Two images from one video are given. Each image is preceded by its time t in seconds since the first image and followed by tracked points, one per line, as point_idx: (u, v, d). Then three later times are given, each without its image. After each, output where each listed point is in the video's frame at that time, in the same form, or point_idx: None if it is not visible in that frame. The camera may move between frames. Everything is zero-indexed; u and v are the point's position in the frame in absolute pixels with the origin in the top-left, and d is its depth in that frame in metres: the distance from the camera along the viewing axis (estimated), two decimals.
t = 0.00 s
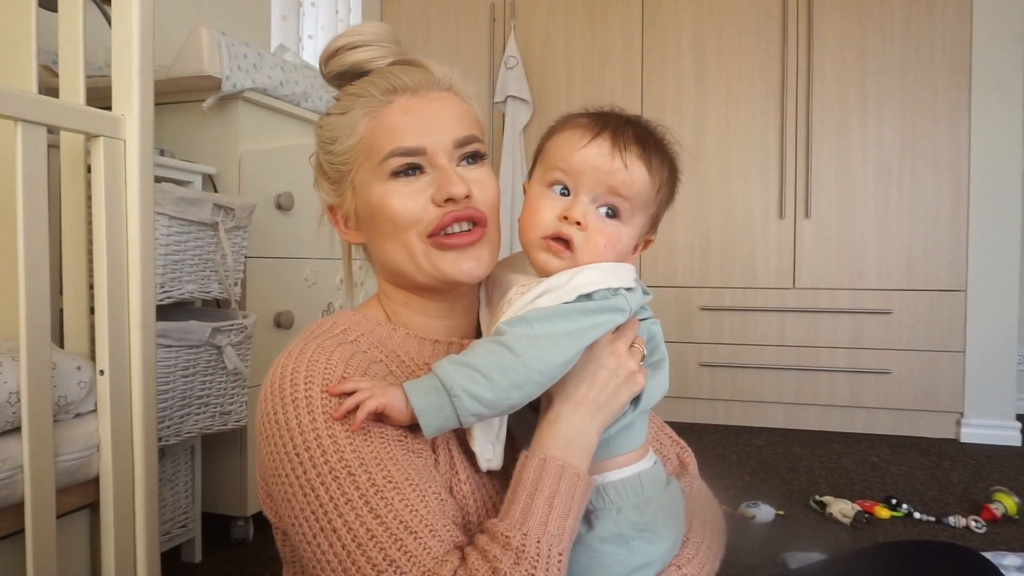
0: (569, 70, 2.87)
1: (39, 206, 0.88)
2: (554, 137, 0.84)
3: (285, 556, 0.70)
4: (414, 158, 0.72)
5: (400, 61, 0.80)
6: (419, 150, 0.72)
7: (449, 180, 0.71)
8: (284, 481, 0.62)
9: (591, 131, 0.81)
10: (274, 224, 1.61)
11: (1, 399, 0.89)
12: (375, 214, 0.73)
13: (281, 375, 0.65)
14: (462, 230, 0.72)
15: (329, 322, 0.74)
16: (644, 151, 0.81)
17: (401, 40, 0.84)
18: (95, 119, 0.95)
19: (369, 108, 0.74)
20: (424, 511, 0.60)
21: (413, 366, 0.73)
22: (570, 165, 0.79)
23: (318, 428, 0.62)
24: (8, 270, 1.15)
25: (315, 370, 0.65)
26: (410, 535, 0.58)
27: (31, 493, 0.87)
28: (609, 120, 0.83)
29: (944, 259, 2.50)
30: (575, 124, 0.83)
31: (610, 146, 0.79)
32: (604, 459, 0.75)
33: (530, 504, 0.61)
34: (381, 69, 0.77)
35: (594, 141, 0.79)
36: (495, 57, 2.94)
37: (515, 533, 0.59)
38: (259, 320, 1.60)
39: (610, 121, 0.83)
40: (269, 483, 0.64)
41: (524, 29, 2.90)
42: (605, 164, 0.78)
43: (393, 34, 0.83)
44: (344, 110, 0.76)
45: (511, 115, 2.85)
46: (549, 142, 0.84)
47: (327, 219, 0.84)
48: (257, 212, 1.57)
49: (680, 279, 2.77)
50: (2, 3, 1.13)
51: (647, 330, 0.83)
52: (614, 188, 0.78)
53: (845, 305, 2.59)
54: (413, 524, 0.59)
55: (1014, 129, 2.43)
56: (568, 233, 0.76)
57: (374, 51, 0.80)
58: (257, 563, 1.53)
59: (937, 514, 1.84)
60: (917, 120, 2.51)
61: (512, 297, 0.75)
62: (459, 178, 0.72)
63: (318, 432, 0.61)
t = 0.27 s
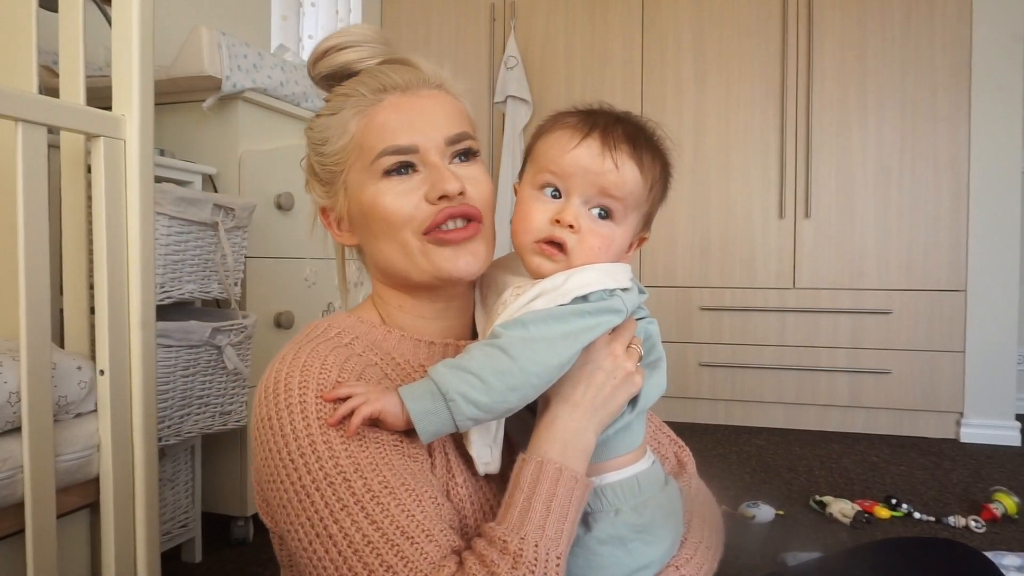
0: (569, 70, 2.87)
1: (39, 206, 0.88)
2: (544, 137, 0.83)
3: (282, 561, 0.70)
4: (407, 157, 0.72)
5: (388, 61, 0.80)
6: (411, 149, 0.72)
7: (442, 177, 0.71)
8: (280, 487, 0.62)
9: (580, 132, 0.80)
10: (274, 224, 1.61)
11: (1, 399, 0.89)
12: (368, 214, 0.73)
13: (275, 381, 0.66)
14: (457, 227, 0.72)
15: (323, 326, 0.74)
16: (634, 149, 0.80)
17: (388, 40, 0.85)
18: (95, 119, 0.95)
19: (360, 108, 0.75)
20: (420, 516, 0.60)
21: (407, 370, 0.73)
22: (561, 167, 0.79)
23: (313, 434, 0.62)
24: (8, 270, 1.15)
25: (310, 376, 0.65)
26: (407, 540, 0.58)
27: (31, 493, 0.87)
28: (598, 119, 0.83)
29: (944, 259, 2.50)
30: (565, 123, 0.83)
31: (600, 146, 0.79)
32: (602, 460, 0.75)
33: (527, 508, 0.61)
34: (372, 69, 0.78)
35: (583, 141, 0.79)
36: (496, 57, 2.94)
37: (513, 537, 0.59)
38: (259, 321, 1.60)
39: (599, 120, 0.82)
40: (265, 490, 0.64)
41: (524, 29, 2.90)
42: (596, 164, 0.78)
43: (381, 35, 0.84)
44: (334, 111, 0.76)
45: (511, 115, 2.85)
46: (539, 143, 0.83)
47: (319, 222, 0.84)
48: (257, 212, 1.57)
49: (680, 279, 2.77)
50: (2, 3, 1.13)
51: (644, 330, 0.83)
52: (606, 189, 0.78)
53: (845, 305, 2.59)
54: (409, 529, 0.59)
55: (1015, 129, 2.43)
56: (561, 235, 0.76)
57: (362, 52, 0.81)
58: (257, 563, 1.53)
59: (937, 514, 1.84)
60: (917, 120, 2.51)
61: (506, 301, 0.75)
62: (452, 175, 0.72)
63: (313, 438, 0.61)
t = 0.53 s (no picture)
0: (568, 69, 2.87)
1: (40, 206, 0.88)
2: (543, 136, 0.83)
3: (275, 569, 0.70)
4: (400, 154, 0.73)
5: (376, 57, 0.81)
6: (404, 145, 0.73)
7: (437, 174, 0.72)
8: (277, 500, 0.62)
9: (580, 131, 0.80)
10: (274, 223, 1.62)
11: (3, 399, 0.89)
12: (361, 212, 0.73)
13: (269, 392, 0.65)
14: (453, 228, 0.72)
15: (316, 332, 0.74)
16: (635, 149, 0.81)
17: (376, 36, 0.85)
18: (96, 120, 0.95)
19: (351, 104, 0.75)
20: (421, 527, 0.60)
21: (404, 378, 0.73)
22: (561, 167, 0.78)
23: (310, 446, 0.62)
24: (9, 270, 1.15)
25: (305, 386, 0.64)
26: (409, 552, 0.59)
27: (32, 493, 0.87)
28: (598, 117, 0.83)
29: (944, 259, 2.51)
30: (565, 122, 0.83)
31: (601, 146, 0.79)
32: (602, 464, 0.75)
33: (529, 516, 0.62)
34: (361, 65, 0.79)
35: (584, 141, 0.79)
36: (496, 57, 2.95)
37: (517, 546, 0.60)
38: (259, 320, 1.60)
39: (599, 119, 0.82)
40: (261, 501, 0.64)
41: (524, 28, 2.90)
42: (597, 164, 0.78)
43: (369, 31, 0.84)
44: (324, 108, 0.77)
45: (511, 115, 2.85)
46: (538, 141, 0.83)
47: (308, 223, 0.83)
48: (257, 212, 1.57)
49: (680, 279, 2.77)
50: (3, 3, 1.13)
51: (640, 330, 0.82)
52: (606, 190, 0.78)
53: (845, 305, 2.60)
54: (410, 541, 0.59)
55: (1014, 129, 2.43)
56: (560, 237, 0.76)
57: (351, 48, 0.81)
58: (258, 563, 1.53)
59: (936, 513, 1.84)
60: (916, 120, 2.51)
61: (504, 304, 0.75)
62: (447, 172, 0.73)
63: (311, 451, 0.61)
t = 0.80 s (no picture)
0: (568, 69, 2.87)
1: (39, 207, 0.88)
2: (532, 135, 0.82)
3: None
4: (387, 157, 0.72)
5: (357, 54, 0.80)
6: (390, 148, 0.72)
7: (426, 177, 0.71)
8: (267, 517, 0.62)
9: (570, 130, 0.80)
10: (273, 223, 1.62)
11: (1, 399, 0.90)
12: (349, 217, 0.72)
13: (256, 408, 0.65)
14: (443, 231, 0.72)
15: (303, 342, 0.73)
16: (627, 147, 0.81)
17: (354, 32, 0.84)
18: (96, 120, 0.95)
19: (334, 106, 0.74)
20: (413, 541, 0.61)
21: (395, 385, 0.73)
22: (553, 168, 0.78)
23: (299, 463, 0.62)
24: (8, 271, 1.15)
25: (292, 402, 0.64)
26: (401, 567, 0.59)
27: (31, 494, 0.87)
28: (588, 116, 0.82)
29: (945, 259, 2.50)
30: (554, 121, 0.82)
31: (593, 145, 0.79)
32: (599, 469, 0.75)
33: (525, 527, 0.62)
34: (343, 64, 0.78)
35: (575, 140, 0.79)
36: (496, 57, 2.95)
37: (512, 558, 0.60)
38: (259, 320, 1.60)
39: (589, 117, 0.82)
40: (252, 518, 0.64)
41: (524, 29, 2.90)
42: (589, 164, 0.78)
43: (347, 27, 0.84)
44: (307, 110, 0.76)
45: (511, 115, 2.85)
46: (527, 141, 0.82)
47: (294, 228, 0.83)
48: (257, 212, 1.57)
49: (680, 280, 2.77)
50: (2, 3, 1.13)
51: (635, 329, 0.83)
52: (599, 190, 0.78)
53: (845, 305, 2.60)
54: (403, 557, 0.59)
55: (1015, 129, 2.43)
56: (553, 240, 0.76)
57: (330, 46, 0.80)
58: (258, 563, 1.53)
59: (937, 513, 1.84)
60: (916, 120, 2.51)
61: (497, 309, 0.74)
62: (437, 175, 0.72)
63: (299, 468, 0.61)
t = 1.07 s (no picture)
0: (568, 69, 2.87)
1: (39, 207, 0.88)
2: (508, 140, 0.81)
3: None
4: (379, 166, 0.71)
5: (340, 51, 0.79)
6: (381, 157, 0.71)
7: (424, 188, 0.70)
8: (260, 537, 0.62)
9: (547, 133, 0.79)
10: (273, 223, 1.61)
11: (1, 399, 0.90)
12: (341, 228, 0.72)
13: (245, 427, 0.65)
14: (443, 241, 0.71)
15: (292, 355, 0.73)
16: (606, 146, 0.80)
17: (335, 21, 0.82)
18: (95, 120, 0.95)
19: (320, 113, 0.73)
20: (408, 558, 0.61)
21: (388, 396, 0.73)
22: (532, 174, 0.77)
23: (289, 482, 0.62)
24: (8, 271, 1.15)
25: (281, 421, 0.64)
26: None
27: (31, 493, 0.87)
28: (564, 116, 0.81)
29: (945, 259, 2.50)
30: (527, 124, 0.81)
31: (572, 148, 0.78)
32: (597, 475, 0.74)
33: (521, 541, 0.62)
34: (327, 64, 0.76)
35: (553, 144, 0.77)
36: (495, 57, 2.94)
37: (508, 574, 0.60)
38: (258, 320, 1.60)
39: (565, 118, 0.81)
40: (245, 536, 0.65)
41: (524, 28, 2.90)
42: (569, 169, 0.77)
43: (327, 15, 0.81)
44: (293, 115, 0.75)
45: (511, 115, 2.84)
46: (502, 147, 0.81)
47: (282, 234, 0.82)
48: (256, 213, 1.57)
49: (680, 280, 2.77)
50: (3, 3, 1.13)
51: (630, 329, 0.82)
52: (582, 194, 0.77)
53: (845, 305, 2.59)
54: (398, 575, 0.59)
55: (1015, 129, 2.43)
56: (539, 249, 0.75)
57: (313, 42, 0.79)
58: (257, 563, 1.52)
59: (937, 514, 1.84)
60: (917, 120, 2.50)
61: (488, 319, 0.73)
62: (434, 184, 0.71)
63: (290, 488, 0.61)
